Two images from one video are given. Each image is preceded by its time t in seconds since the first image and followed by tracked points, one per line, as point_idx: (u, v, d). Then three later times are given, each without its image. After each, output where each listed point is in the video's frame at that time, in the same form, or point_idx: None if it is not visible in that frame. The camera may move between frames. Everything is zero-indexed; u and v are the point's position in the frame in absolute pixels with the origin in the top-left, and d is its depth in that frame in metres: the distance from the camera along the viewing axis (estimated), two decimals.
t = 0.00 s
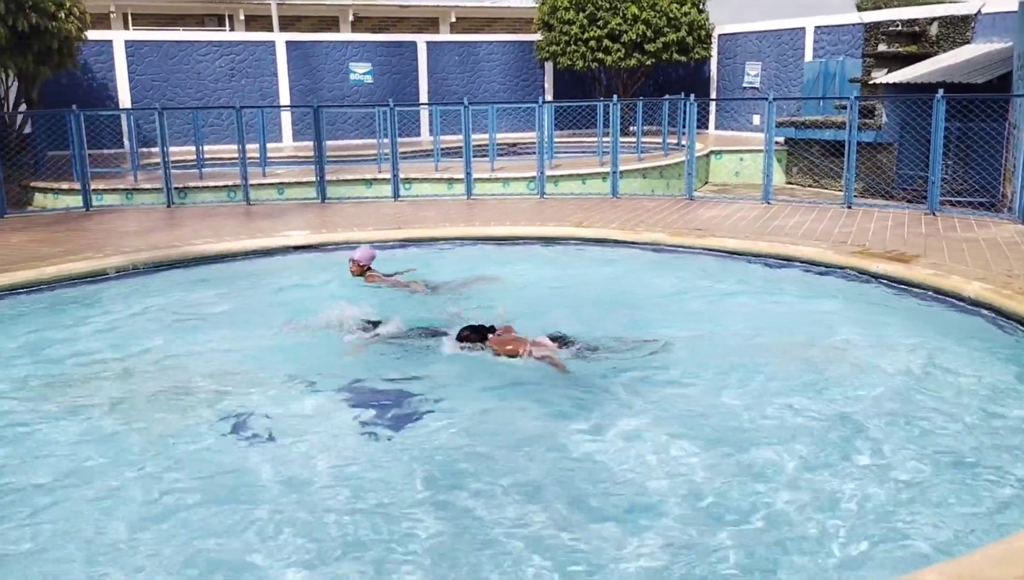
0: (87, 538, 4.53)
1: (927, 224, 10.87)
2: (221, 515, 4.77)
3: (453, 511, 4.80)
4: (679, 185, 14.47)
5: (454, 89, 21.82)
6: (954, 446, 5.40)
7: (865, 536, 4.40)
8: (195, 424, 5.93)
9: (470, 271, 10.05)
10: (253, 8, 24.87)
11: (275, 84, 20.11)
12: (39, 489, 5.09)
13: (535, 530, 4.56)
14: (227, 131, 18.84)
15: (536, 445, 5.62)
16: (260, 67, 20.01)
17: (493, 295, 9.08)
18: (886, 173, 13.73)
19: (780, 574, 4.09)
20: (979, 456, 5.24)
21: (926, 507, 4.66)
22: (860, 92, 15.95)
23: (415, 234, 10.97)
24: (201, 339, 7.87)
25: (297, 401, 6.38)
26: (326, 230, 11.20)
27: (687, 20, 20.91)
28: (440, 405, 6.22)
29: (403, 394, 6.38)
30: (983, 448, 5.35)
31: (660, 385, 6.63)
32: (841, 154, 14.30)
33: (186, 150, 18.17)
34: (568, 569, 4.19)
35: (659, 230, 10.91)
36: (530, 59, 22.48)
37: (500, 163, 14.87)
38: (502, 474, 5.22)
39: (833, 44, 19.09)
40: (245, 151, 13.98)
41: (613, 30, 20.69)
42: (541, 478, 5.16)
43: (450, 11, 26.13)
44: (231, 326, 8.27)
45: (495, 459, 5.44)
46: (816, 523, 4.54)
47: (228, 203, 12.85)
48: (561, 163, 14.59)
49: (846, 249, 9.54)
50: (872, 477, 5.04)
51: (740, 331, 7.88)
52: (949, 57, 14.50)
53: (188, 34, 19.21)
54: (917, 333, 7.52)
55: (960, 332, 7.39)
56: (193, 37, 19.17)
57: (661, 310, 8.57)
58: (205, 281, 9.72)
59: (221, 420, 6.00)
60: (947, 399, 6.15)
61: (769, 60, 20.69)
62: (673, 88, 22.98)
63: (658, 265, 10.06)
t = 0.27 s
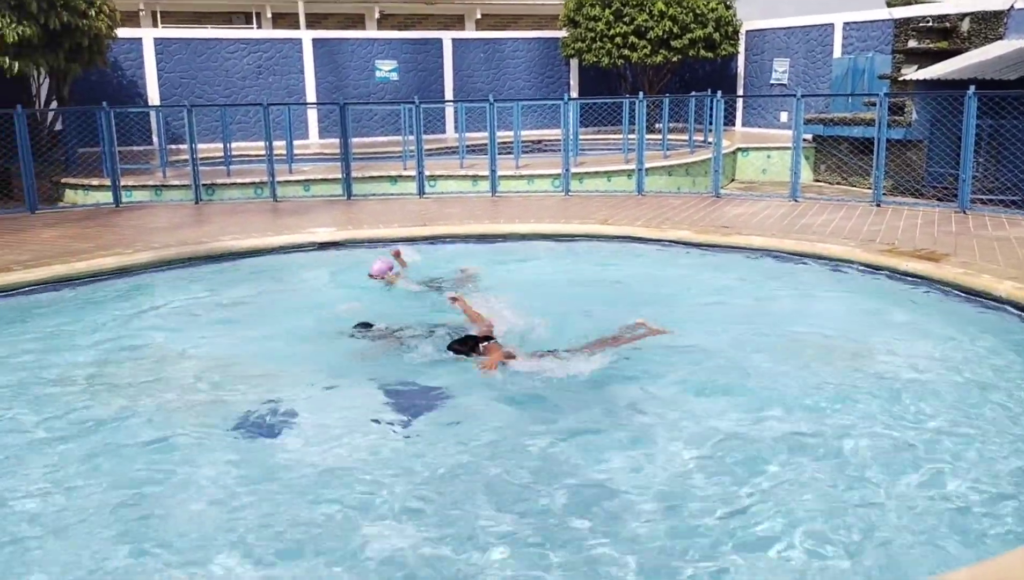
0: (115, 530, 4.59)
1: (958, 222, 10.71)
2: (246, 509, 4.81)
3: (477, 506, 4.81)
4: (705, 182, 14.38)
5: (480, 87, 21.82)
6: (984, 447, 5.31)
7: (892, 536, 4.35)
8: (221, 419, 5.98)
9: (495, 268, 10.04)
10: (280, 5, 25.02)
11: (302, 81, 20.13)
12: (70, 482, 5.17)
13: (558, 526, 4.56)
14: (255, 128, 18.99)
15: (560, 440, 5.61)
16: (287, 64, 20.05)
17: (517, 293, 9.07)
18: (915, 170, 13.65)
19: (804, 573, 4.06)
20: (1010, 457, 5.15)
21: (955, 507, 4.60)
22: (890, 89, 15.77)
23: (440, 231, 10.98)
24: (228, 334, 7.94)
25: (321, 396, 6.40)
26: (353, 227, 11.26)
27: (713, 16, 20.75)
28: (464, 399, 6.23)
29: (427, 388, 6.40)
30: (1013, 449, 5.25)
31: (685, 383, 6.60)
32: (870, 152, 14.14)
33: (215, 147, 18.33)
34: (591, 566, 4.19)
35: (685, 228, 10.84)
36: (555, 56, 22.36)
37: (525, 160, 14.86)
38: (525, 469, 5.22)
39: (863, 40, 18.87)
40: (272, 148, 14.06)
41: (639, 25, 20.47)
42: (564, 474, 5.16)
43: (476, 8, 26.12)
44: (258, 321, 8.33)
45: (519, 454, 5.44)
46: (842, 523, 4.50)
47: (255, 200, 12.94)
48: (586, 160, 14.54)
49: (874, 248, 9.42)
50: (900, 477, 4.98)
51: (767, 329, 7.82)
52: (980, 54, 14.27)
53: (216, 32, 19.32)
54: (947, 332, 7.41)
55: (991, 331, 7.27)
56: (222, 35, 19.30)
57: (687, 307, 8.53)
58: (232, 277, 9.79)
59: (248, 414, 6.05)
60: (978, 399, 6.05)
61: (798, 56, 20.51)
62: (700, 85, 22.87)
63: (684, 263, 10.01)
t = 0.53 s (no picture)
0: (138, 526, 4.62)
1: (985, 221, 10.59)
2: (268, 507, 4.83)
3: (497, 505, 4.80)
4: (728, 181, 14.30)
5: (501, 85, 21.69)
6: (1008, 447, 5.25)
7: (917, 539, 4.31)
8: (243, 415, 6.01)
9: (516, 266, 10.05)
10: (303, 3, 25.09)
11: (324, 79, 20.17)
12: (94, 478, 5.21)
13: (579, 526, 4.55)
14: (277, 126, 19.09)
15: (581, 439, 5.59)
16: (309, 63, 20.10)
17: (539, 291, 9.07)
18: (941, 169, 13.52)
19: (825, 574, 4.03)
20: None
21: (980, 509, 4.54)
22: (915, 86, 15.60)
23: (462, 229, 11.00)
24: (251, 331, 7.98)
25: (341, 391, 6.44)
26: (374, 225, 11.29)
27: (736, 14, 20.62)
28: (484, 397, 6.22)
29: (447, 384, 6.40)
30: None
31: (705, 380, 6.58)
32: (895, 150, 14.01)
33: (238, 145, 18.44)
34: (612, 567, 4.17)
35: (707, 226, 10.80)
36: (577, 54, 22.13)
37: (547, 158, 14.85)
38: (546, 467, 5.21)
39: (888, 37, 18.69)
40: (294, 146, 14.13)
41: (662, 23, 20.44)
42: (585, 473, 5.14)
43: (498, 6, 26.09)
44: (281, 317, 8.38)
45: (539, 452, 5.43)
46: (866, 525, 4.45)
47: (278, 197, 13.02)
48: (608, 158, 14.50)
49: (899, 247, 9.34)
50: (925, 478, 4.93)
51: (790, 329, 7.76)
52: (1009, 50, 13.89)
53: (239, 30, 19.41)
54: (973, 332, 7.34)
55: (1016, 332, 7.19)
56: (245, 34, 19.33)
57: (709, 307, 8.48)
58: (255, 274, 9.87)
59: (270, 412, 6.08)
60: (1003, 399, 5.99)
61: (822, 54, 20.34)
62: (722, 83, 22.74)
63: (706, 262, 9.95)
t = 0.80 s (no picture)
0: (162, 523, 4.67)
1: (1018, 221, 10.43)
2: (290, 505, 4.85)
3: (519, 506, 4.79)
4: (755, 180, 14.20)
5: (527, 84, 21.51)
6: None
7: (945, 546, 4.24)
8: (268, 413, 6.05)
9: (542, 264, 10.04)
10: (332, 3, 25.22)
11: (351, 78, 20.26)
12: (121, 473, 5.27)
13: (601, 525, 4.54)
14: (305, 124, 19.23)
15: (603, 440, 5.57)
16: (337, 61, 20.19)
17: (564, 290, 9.06)
18: (973, 168, 13.33)
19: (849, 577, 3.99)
20: None
21: (1010, 515, 4.46)
22: (947, 85, 15.39)
23: (488, 227, 11.00)
24: (278, 327, 8.05)
25: (366, 387, 6.48)
26: (400, 223, 11.33)
27: (765, 11, 20.45)
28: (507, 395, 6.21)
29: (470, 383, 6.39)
30: None
31: (730, 380, 6.54)
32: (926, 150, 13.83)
33: (267, 143, 18.58)
34: (633, 570, 4.14)
35: (734, 225, 10.73)
36: (603, 52, 21.95)
37: (573, 156, 14.82)
38: (567, 467, 5.19)
39: (919, 35, 18.45)
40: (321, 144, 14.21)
41: (689, 21, 20.31)
42: (607, 473, 5.12)
43: (525, 5, 26.06)
44: (306, 314, 8.42)
45: (561, 453, 5.41)
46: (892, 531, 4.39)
47: (305, 195, 13.10)
48: (635, 157, 14.45)
49: (929, 247, 9.22)
50: (954, 483, 4.84)
51: (817, 330, 7.68)
52: None
53: (268, 29, 19.55)
54: (1004, 333, 7.23)
55: None
56: (273, 33, 19.50)
57: (736, 307, 8.42)
58: (283, 271, 9.95)
59: (293, 409, 6.11)
60: None
61: (852, 52, 20.12)
62: (750, 81, 22.57)
63: (733, 261, 9.87)
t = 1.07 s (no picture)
0: (193, 517, 4.69)
1: None
2: (320, 502, 4.86)
3: (548, 505, 4.76)
4: (785, 179, 14.06)
5: (555, 82, 21.39)
6: None
7: (984, 554, 4.15)
8: (296, 410, 6.06)
9: (569, 263, 10.02)
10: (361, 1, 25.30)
11: (380, 76, 20.34)
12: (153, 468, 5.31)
13: (625, 524, 4.53)
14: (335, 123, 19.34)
15: (633, 441, 5.53)
16: (366, 60, 20.28)
17: (592, 290, 9.03)
18: (1007, 168, 13.12)
19: None
20: None
21: None
22: (981, 84, 15.14)
23: (515, 225, 10.99)
24: (307, 324, 8.10)
25: (393, 384, 6.50)
26: (428, 221, 11.35)
27: (796, 9, 20.26)
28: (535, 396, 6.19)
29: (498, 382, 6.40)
30: None
31: (757, 381, 6.49)
32: (959, 149, 13.62)
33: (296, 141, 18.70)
34: (665, 570, 4.10)
35: (764, 225, 10.63)
36: (632, 51, 21.86)
37: (600, 155, 14.78)
38: (593, 467, 5.16)
39: (953, 33, 18.20)
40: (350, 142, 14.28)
41: (719, 19, 20.16)
42: (638, 475, 5.08)
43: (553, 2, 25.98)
44: (334, 311, 8.47)
45: (591, 453, 5.38)
46: (923, 537, 4.32)
47: (334, 193, 13.17)
48: (663, 156, 14.36)
49: (962, 248, 9.08)
50: (992, 487, 4.76)
51: (851, 331, 7.58)
52: None
53: (298, 28, 19.67)
54: None
55: None
56: (303, 31, 19.63)
57: (767, 308, 8.33)
58: (312, 268, 10.01)
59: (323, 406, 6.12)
60: None
61: (884, 51, 19.85)
62: (781, 80, 22.36)
63: (764, 261, 9.78)
